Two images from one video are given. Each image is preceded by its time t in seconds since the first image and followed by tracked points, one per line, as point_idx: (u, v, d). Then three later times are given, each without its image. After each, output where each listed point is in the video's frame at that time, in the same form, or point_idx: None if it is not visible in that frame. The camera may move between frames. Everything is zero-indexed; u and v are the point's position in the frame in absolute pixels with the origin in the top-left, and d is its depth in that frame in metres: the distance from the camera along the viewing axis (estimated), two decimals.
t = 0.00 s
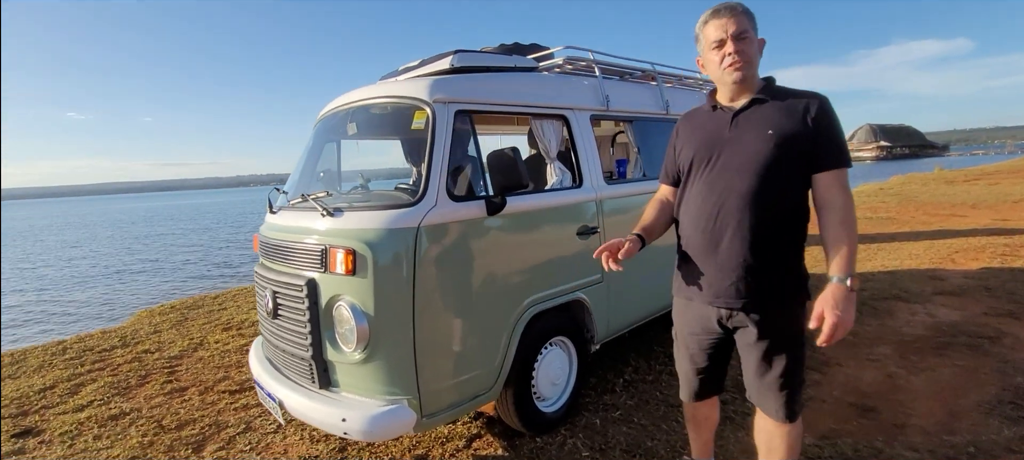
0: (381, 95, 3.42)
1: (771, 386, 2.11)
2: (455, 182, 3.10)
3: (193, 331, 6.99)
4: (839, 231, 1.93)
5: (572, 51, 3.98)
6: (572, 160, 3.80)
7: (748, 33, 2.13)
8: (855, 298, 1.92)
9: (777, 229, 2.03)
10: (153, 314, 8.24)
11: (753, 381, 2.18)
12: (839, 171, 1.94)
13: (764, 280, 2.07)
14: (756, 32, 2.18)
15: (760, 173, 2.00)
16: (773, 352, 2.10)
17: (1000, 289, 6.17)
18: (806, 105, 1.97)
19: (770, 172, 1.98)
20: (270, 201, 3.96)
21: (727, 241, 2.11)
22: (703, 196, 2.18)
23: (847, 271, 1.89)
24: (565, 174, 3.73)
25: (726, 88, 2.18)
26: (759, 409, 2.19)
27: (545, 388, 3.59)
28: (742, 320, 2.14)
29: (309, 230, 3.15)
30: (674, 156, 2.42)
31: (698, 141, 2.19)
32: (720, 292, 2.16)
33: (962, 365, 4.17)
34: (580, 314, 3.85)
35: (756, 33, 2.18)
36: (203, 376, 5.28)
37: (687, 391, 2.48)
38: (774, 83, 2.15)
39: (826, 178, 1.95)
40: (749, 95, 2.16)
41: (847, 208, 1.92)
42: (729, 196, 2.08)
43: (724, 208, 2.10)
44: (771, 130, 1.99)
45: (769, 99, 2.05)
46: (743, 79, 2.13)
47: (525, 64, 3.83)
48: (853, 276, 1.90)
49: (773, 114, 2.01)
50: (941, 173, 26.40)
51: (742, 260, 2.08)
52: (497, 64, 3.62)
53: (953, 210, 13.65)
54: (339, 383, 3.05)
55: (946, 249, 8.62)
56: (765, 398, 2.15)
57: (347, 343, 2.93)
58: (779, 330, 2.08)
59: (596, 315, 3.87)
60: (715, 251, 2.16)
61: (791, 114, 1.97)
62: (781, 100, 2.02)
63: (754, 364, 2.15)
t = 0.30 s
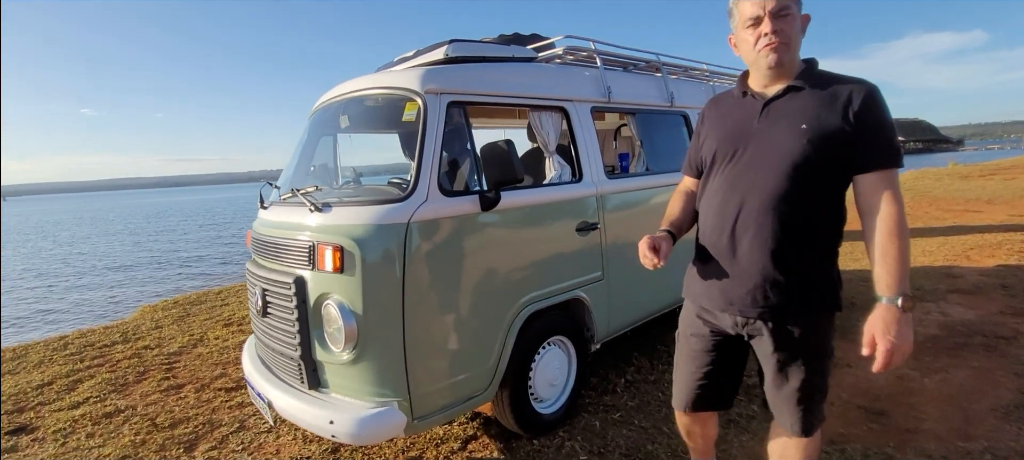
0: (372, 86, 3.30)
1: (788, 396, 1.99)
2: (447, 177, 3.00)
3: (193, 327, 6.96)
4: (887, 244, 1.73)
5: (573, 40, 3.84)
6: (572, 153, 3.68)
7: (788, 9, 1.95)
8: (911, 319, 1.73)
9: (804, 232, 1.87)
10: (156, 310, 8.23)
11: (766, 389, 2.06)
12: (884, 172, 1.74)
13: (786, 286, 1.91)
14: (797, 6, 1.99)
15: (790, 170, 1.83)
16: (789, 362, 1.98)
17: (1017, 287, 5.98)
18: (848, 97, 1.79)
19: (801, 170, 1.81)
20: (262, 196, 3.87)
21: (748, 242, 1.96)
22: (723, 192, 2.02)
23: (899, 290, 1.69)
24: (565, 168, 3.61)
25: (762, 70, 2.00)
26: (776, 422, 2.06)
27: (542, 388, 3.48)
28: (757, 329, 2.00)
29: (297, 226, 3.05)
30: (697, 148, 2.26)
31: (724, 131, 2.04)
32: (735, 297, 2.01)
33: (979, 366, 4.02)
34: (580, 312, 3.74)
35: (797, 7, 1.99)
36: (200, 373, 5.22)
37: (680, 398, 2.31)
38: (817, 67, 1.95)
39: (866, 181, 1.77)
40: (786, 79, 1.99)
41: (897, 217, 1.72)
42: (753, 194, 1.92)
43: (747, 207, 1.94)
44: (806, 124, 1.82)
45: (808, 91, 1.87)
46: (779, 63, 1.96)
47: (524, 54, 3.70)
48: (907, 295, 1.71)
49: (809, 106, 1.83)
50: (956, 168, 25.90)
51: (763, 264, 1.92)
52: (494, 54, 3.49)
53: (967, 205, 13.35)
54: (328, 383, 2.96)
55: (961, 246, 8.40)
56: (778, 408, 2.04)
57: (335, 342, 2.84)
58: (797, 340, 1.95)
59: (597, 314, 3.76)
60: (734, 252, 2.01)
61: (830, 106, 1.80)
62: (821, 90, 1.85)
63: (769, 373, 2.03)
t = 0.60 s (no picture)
0: (367, 78, 3.20)
1: (801, 410, 1.90)
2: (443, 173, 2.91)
3: (195, 322, 6.93)
4: (905, 248, 1.63)
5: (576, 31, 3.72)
6: (574, 148, 3.58)
7: None
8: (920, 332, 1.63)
9: (822, 233, 1.75)
10: (160, 303, 8.23)
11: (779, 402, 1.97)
12: (911, 169, 1.62)
13: (803, 291, 1.80)
14: None
15: (809, 167, 1.72)
16: (802, 373, 1.88)
17: None
18: (873, 88, 1.67)
19: (821, 168, 1.70)
20: (257, 190, 3.79)
21: (761, 243, 1.84)
22: (736, 191, 1.91)
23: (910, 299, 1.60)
24: (567, 164, 3.51)
25: (780, 60, 1.88)
26: (788, 434, 1.97)
27: (542, 389, 3.39)
28: (769, 338, 1.89)
29: (290, 222, 2.98)
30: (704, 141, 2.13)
31: (736, 125, 1.91)
32: (747, 303, 1.90)
33: (995, 369, 3.89)
34: (581, 311, 3.65)
35: None
36: (200, 369, 5.19)
37: (697, 411, 2.20)
38: (838, 56, 1.83)
39: (890, 179, 1.65)
40: (804, 70, 1.87)
41: (917, 219, 1.62)
42: (768, 192, 1.81)
43: (761, 206, 1.83)
44: (826, 119, 1.70)
45: (828, 82, 1.75)
46: (796, 54, 1.84)
47: (525, 45, 3.59)
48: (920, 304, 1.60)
49: (830, 98, 1.72)
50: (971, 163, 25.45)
51: (778, 267, 1.81)
52: (493, 45, 3.38)
53: (983, 202, 13.07)
54: (321, 384, 2.88)
55: (977, 243, 8.20)
56: (790, 421, 1.95)
57: (327, 343, 2.76)
58: (809, 348, 1.85)
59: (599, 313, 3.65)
60: (746, 254, 1.90)
61: (853, 99, 1.68)
62: (842, 81, 1.73)
63: (781, 385, 1.93)
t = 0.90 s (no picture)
0: (364, 74, 3.18)
1: (790, 414, 1.86)
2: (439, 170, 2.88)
3: (198, 318, 6.96)
4: (894, 238, 1.59)
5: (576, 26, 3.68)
6: (574, 145, 3.54)
7: None
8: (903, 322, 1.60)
9: (815, 227, 1.71)
10: (164, 299, 8.27)
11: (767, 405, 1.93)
12: (903, 157, 1.59)
13: (798, 289, 1.75)
14: None
15: (799, 158, 1.68)
16: (791, 375, 1.84)
17: None
18: (860, 78, 1.65)
19: (812, 157, 1.66)
20: (255, 187, 3.78)
21: (753, 239, 1.80)
22: (727, 187, 1.86)
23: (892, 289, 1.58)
24: (566, 161, 3.47)
25: (762, 56, 1.86)
26: (776, 437, 1.95)
27: (540, 388, 3.36)
28: (760, 338, 1.85)
29: (287, 219, 2.96)
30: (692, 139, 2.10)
31: (724, 121, 1.88)
32: (741, 302, 1.86)
33: (1000, 370, 3.83)
34: (581, 309, 3.61)
35: None
36: (201, 365, 5.20)
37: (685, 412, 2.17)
38: (823, 49, 1.82)
39: (883, 168, 1.62)
40: (787, 65, 1.84)
41: (909, 209, 1.59)
42: (758, 186, 1.77)
43: (752, 200, 1.79)
44: (815, 108, 1.67)
45: (815, 72, 1.73)
46: (779, 46, 1.81)
47: (524, 41, 3.55)
48: (902, 295, 1.58)
49: (818, 88, 1.69)
50: (980, 160, 25.17)
51: (770, 264, 1.77)
52: (492, 41, 3.34)
53: (992, 199, 12.93)
54: (316, 382, 2.87)
55: (985, 241, 8.11)
56: (780, 424, 1.91)
57: (322, 341, 2.75)
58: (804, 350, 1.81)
59: (598, 312, 3.62)
60: (739, 253, 1.85)
61: (841, 88, 1.66)
62: (829, 73, 1.71)
63: (770, 388, 1.90)
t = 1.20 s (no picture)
0: (362, 73, 3.20)
1: (767, 408, 1.90)
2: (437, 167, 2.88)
3: (201, 314, 7.02)
4: (873, 230, 1.58)
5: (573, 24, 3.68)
6: (571, 144, 3.55)
7: None
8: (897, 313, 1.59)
9: (790, 224, 1.73)
10: (168, 296, 8.34)
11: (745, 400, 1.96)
12: (874, 149, 1.60)
13: (773, 285, 1.77)
14: None
15: (771, 154, 1.70)
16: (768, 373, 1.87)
17: None
18: (827, 74, 1.67)
19: (782, 153, 1.68)
20: (255, 186, 3.81)
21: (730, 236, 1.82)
22: (704, 187, 1.88)
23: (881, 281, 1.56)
24: (563, 160, 3.48)
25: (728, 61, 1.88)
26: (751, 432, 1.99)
27: (537, 385, 3.39)
28: (736, 333, 1.87)
29: (286, 219, 2.99)
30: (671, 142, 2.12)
31: (700, 121, 1.90)
32: (717, 296, 1.87)
33: (998, 369, 3.83)
34: (580, 309, 3.63)
35: None
36: (203, 361, 5.25)
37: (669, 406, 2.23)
38: (791, 51, 1.83)
39: (854, 160, 1.62)
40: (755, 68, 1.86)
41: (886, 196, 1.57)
42: (733, 183, 1.79)
43: (727, 197, 1.81)
44: (783, 104, 1.69)
45: (783, 70, 1.75)
46: (744, 52, 1.84)
47: (522, 39, 3.55)
48: (891, 285, 1.57)
49: (787, 85, 1.71)
50: (986, 156, 25.02)
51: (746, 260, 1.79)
52: (489, 40, 3.35)
53: (997, 197, 12.85)
54: (315, 379, 2.91)
55: (988, 239, 8.08)
56: (757, 420, 1.94)
57: (320, 339, 2.78)
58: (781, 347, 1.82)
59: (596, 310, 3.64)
60: (716, 252, 1.88)
61: (809, 85, 1.67)
62: (798, 70, 1.72)
63: (748, 385, 1.92)
